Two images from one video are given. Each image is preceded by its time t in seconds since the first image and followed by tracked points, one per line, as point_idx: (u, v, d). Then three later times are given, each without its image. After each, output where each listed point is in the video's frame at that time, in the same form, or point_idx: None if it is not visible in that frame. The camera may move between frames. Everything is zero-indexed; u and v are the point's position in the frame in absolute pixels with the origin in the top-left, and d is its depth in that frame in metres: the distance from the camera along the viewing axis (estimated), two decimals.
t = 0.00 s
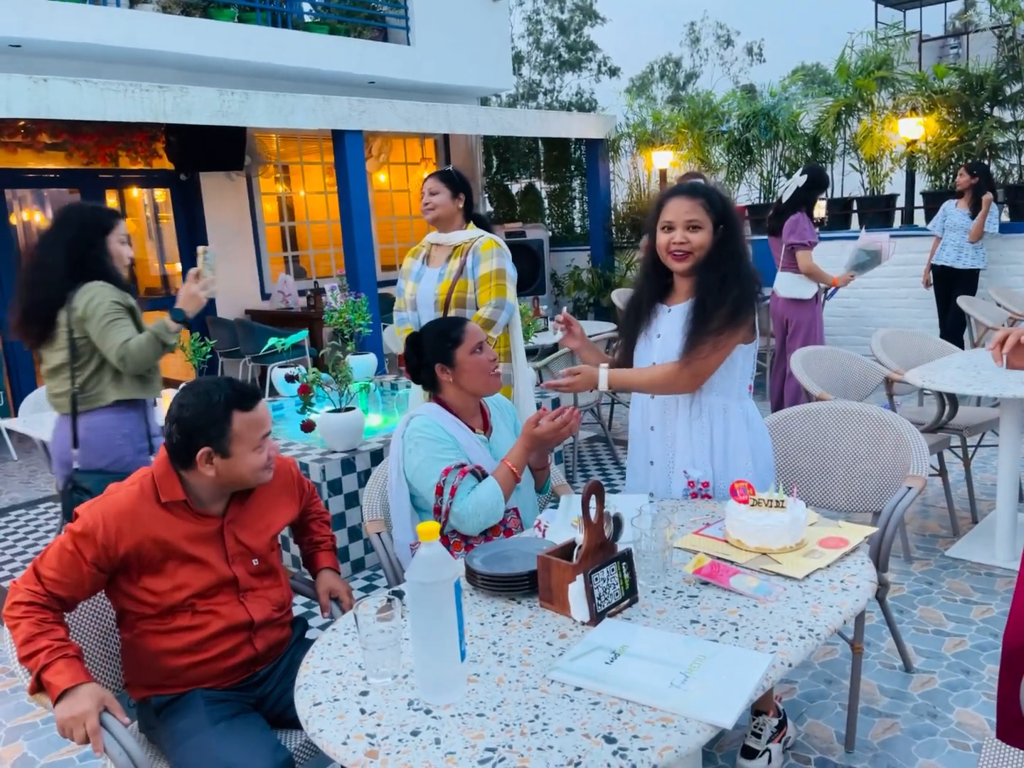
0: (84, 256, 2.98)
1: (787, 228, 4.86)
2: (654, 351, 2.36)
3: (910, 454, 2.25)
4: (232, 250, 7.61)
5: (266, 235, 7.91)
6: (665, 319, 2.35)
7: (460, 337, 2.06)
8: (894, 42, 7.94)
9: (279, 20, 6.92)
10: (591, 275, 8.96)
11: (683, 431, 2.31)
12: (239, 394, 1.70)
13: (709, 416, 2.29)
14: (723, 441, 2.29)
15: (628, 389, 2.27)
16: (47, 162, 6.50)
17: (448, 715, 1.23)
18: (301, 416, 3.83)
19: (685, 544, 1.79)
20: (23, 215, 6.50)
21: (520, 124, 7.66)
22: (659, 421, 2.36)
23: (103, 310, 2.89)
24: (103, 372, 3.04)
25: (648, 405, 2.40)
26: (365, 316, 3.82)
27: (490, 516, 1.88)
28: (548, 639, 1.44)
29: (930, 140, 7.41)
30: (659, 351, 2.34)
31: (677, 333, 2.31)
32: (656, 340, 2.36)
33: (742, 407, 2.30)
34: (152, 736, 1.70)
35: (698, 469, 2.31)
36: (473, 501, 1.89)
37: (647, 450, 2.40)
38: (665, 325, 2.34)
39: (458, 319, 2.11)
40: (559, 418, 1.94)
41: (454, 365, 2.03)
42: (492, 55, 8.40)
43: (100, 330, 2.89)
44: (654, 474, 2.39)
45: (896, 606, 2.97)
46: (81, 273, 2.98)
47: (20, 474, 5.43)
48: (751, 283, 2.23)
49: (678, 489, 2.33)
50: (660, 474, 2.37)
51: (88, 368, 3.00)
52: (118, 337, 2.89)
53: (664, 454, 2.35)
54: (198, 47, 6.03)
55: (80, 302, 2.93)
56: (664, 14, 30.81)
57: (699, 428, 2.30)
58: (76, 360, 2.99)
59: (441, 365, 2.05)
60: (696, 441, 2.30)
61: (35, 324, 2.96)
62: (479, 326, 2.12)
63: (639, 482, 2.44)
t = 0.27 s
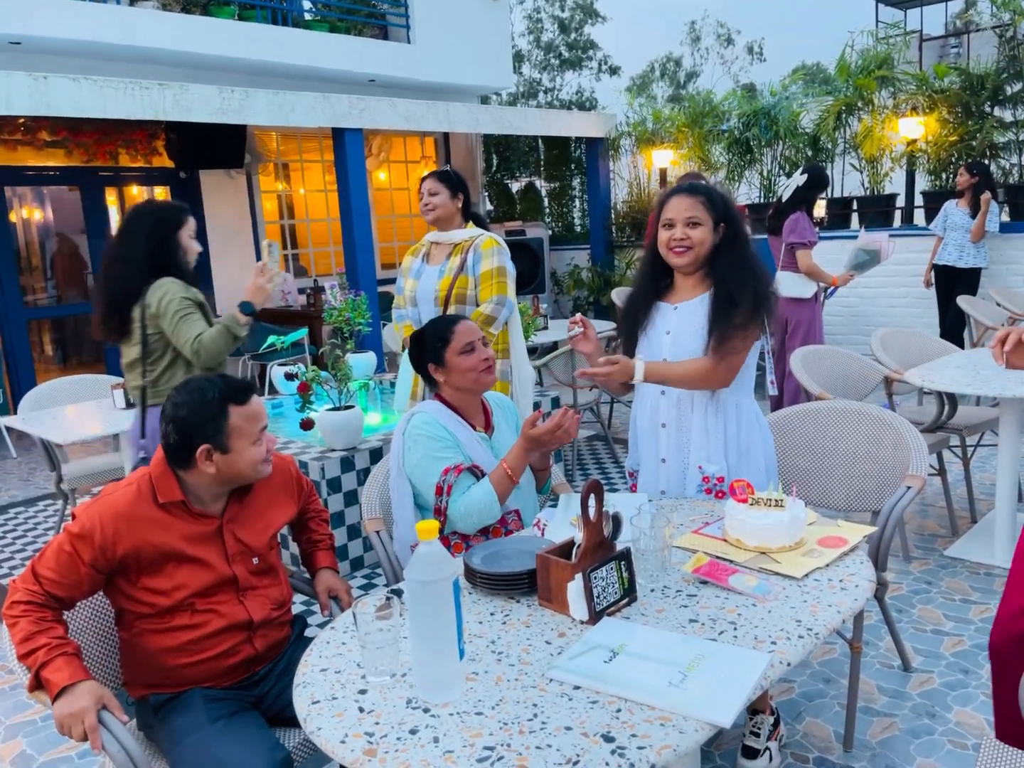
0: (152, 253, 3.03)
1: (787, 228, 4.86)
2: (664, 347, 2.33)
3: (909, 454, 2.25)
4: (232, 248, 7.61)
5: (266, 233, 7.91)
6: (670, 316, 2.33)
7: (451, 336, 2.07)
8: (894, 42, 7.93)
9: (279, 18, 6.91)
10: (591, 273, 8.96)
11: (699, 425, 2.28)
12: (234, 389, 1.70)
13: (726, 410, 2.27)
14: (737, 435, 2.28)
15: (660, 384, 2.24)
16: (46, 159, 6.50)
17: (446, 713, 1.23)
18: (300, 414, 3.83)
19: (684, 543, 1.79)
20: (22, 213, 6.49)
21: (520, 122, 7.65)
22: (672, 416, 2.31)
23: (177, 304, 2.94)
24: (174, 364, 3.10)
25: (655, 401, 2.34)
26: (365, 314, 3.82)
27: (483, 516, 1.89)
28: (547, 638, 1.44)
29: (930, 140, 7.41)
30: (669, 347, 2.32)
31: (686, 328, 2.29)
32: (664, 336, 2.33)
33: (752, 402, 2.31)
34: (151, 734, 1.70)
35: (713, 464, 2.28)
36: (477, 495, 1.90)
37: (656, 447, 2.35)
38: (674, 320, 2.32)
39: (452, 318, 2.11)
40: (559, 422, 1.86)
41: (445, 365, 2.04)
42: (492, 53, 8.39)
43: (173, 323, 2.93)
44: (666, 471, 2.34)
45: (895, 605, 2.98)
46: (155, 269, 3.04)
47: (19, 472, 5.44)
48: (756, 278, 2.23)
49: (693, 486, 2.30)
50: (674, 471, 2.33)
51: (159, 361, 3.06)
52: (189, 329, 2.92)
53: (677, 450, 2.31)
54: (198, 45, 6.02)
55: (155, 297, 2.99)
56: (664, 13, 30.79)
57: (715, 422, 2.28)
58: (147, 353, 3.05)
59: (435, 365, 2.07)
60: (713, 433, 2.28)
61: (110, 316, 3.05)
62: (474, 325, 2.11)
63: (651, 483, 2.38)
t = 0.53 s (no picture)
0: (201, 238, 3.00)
1: (786, 227, 4.86)
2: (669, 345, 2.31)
3: (907, 454, 2.25)
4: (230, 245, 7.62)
5: (265, 231, 7.90)
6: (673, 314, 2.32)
7: (442, 337, 2.10)
8: (894, 41, 7.93)
9: (278, 16, 6.91)
10: (590, 273, 8.96)
11: (701, 421, 2.28)
12: (231, 385, 1.70)
13: (730, 406, 2.29)
14: (740, 431, 2.29)
15: (691, 354, 2.22)
16: (45, 157, 6.50)
17: (444, 712, 1.23)
18: (300, 413, 3.83)
19: (683, 543, 1.79)
20: (21, 210, 6.48)
21: (519, 121, 7.64)
22: (675, 412, 2.30)
23: (222, 282, 2.90)
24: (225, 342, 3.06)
25: (658, 396, 2.34)
26: (364, 313, 3.82)
27: (476, 518, 1.89)
28: (545, 636, 1.44)
29: (929, 140, 7.43)
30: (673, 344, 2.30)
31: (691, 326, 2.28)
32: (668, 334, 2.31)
33: (751, 402, 2.33)
34: (148, 732, 1.70)
35: (717, 460, 2.27)
36: (469, 495, 1.89)
37: (658, 444, 2.34)
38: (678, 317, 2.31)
39: (452, 319, 2.14)
40: (544, 437, 1.80)
41: (438, 365, 2.08)
42: (492, 52, 8.39)
43: (219, 302, 2.89)
44: (670, 467, 2.32)
45: (893, 605, 2.98)
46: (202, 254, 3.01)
47: (17, 469, 5.43)
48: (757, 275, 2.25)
49: (697, 481, 2.28)
50: (676, 467, 2.32)
51: (209, 341, 3.03)
52: (235, 306, 2.87)
53: (679, 446, 2.30)
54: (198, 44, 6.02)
55: (201, 277, 2.95)
56: (664, 12, 30.78)
57: (720, 417, 2.27)
58: (197, 334, 3.03)
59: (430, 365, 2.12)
60: (716, 430, 2.27)
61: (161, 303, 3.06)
62: (470, 325, 2.13)
63: (654, 480, 2.37)
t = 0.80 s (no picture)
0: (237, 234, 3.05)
1: (786, 226, 4.85)
2: (665, 340, 2.30)
3: (907, 452, 2.25)
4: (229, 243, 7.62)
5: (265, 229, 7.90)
6: (672, 311, 2.32)
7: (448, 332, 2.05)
8: (894, 40, 7.93)
9: (278, 14, 6.90)
10: (590, 271, 8.95)
11: (699, 416, 2.27)
12: (232, 383, 1.69)
13: (726, 403, 2.28)
14: (736, 427, 2.28)
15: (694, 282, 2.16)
16: (45, 154, 6.49)
17: (443, 710, 1.23)
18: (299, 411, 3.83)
19: (682, 541, 1.79)
20: (20, 208, 6.47)
21: (519, 119, 7.63)
22: (673, 409, 2.30)
23: (257, 267, 2.92)
24: (271, 331, 3.07)
25: (655, 393, 2.33)
26: (363, 311, 3.81)
27: (490, 486, 1.83)
28: (544, 635, 1.43)
29: (930, 139, 7.43)
30: (670, 340, 2.29)
31: (690, 323, 2.28)
32: (666, 330, 2.31)
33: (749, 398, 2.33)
34: (148, 730, 1.70)
35: (715, 456, 2.27)
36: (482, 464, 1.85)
37: (656, 440, 2.34)
38: (676, 314, 2.30)
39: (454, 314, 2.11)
40: (547, 385, 1.75)
41: (443, 360, 2.04)
42: (492, 50, 8.38)
43: (257, 286, 2.91)
44: (668, 464, 2.32)
45: (892, 604, 2.98)
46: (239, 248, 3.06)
47: (16, 467, 5.43)
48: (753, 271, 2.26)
49: (695, 478, 2.28)
50: (674, 464, 2.31)
51: (254, 331, 3.05)
52: (271, 287, 2.88)
53: (678, 443, 2.30)
54: (198, 41, 6.01)
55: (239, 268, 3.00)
56: (664, 11, 30.76)
57: (716, 415, 2.27)
58: (242, 327, 3.05)
59: (434, 359, 2.07)
60: (714, 426, 2.27)
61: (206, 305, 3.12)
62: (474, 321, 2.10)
63: (652, 477, 2.36)
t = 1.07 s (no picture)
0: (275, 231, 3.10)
1: (786, 225, 4.85)
2: (661, 339, 2.30)
3: (907, 451, 2.25)
4: (229, 242, 7.62)
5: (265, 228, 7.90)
6: (669, 310, 2.32)
7: (462, 328, 2.03)
8: (895, 40, 7.93)
9: (279, 13, 6.90)
10: (590, 270, 8.95)
11: (696, 415, 2.27)
12: (239, 385, 1.69)
13: (721, 404, 2.28)
14: (732, 427, 2.28)
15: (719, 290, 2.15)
16: (45, 152, 6.49)
17: (443, 709, 1.23)
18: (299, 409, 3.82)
19: (682, 540, 1.79)
20: (20, 206, 6.47)
21: (520, 118, 7.62)
22: (669, 408, 2.29)
23: (298, 255, 3.00)
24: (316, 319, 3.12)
25: (651, 392, 2.33)
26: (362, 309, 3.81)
27: (498, 470, 1.85)
28: (545, 634, 1.43)
29: (930, 138, 7.43)
30: (667, 340, 2.29)
31: (687, 323, 2.27)
32: (663, 329, 2.31)
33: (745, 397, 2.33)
34: (147, 728, 1.70)
35: (712, 456, 2.26)
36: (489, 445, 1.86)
37: (652, 439, 2.33)
38: (672, 313, 2.30)
39: (460, 309, 2.09)
40: (539, 357, 1.82)
41: (456, 355, 2.02)
42: (493, 48, 8.37)
43: (299, 274, 2.98)
44: (664, 463, 2.32)
45: (892, 603, 2.98)
46: (278, 243, 3.11)
47: (16, 465, 5.43)
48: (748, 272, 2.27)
49: (692, 476, 2.28)
50: (671, 462, 2.31)
51: (301, 322, 3.09)
52: (313, 271, 2.94)
53: (674, 442, 2.30)
54: (198, 39, 6.00)
55: (282, 261, 3.07)
56: (663, 10, 30.73)
57: (711, 416, 2.26)
58: (288, 320, 3.10)
59: (441, 355, 2.04)
60: (710, 426, 2.26)
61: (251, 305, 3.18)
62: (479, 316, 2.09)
63: (648, 476, 2.35)
